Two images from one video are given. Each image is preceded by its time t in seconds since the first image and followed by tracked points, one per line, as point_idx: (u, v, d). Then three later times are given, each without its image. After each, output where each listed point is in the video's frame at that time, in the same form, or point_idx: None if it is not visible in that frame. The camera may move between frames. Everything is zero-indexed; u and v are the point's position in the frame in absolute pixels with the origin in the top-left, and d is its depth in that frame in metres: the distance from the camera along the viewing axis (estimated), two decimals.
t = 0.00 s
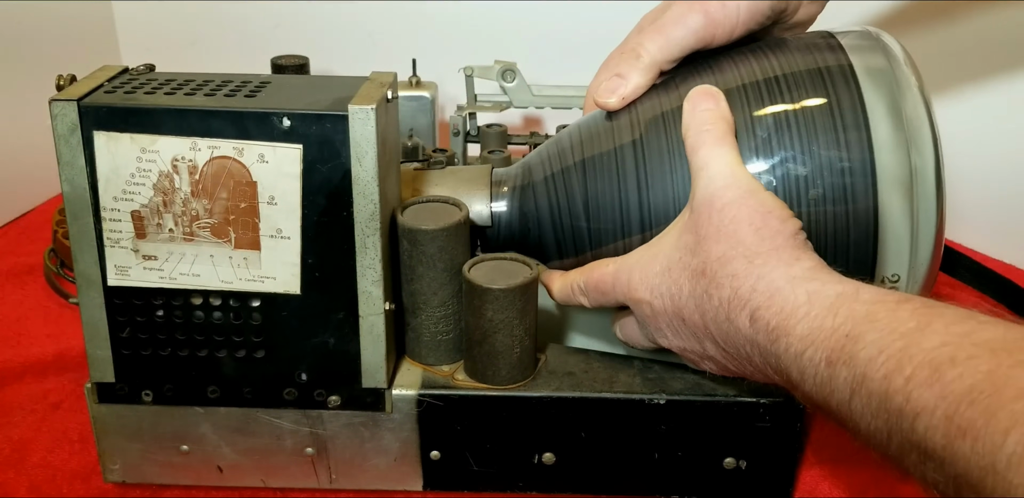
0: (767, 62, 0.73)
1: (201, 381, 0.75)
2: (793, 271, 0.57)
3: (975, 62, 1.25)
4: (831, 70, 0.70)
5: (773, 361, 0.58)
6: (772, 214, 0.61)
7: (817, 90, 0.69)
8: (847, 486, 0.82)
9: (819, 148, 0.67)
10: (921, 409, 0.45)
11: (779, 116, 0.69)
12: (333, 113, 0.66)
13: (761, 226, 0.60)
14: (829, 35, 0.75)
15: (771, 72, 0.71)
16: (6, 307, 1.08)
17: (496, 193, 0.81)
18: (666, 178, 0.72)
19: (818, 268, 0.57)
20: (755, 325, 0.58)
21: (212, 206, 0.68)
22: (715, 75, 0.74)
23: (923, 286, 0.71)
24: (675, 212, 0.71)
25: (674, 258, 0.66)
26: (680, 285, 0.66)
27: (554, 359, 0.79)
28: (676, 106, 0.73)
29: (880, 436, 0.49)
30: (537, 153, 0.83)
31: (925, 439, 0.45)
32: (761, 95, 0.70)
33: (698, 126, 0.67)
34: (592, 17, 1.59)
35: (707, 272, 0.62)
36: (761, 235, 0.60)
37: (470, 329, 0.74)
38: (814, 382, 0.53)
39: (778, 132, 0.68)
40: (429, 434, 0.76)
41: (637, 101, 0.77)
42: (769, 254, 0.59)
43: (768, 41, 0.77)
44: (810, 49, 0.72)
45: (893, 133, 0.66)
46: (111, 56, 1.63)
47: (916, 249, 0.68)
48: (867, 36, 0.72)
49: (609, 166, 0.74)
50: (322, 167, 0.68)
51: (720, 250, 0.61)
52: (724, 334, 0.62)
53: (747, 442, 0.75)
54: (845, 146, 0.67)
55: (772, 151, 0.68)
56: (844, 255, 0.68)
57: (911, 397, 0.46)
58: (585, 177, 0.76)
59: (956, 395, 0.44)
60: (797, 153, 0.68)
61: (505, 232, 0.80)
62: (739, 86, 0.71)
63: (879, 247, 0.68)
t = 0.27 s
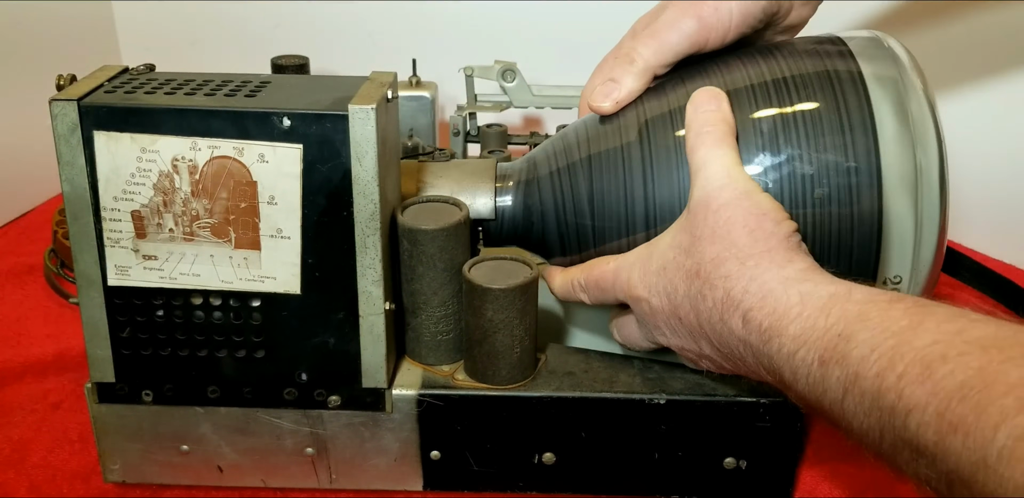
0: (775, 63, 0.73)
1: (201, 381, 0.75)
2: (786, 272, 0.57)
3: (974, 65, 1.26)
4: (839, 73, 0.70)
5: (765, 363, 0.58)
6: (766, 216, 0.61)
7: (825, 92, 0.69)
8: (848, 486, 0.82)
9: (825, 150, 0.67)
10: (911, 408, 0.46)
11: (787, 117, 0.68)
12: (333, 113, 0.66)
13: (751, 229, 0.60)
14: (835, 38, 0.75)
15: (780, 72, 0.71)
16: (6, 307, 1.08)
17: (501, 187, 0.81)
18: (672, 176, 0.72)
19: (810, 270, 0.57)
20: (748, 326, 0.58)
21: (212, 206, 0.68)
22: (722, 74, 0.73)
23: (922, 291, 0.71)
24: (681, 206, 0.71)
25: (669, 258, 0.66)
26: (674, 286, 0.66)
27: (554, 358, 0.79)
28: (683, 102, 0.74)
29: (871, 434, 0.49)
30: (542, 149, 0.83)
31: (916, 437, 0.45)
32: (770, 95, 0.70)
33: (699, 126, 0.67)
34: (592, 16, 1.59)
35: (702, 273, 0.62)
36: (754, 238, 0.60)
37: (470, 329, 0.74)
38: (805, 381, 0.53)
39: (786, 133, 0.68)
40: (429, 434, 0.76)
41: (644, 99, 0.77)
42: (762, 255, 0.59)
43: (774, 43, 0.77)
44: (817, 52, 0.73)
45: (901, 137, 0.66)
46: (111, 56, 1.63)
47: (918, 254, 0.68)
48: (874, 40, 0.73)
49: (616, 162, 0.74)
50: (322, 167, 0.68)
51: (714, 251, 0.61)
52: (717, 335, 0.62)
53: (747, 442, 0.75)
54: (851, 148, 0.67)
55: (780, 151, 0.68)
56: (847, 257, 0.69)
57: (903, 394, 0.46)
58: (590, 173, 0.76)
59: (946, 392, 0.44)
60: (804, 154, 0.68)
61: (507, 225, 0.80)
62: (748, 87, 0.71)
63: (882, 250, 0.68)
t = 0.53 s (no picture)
0: (763, 72, 0.73)
1: (201, 381, 0.75)
2: (777, 271, 0.57)
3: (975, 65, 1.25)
4: (828, 80, 0.70)
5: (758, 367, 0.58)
6: (755, 217, 0.61)
7: (815, 99, 0.69)
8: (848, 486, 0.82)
9: (816, 157, 0.67)
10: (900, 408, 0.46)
11: (777, 126, 0.69)
12: (333, 113, 0.66)
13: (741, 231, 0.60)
14: (825, 46, 0.75)
15: (769, 82, 0.71)
16: (6, 308, 1.08)
17: (494, 204, 0.81)
18: (667, 186, 0.72)
19: (801, 268, 0.57)
20: (739, 328, 0.58)
21: (212, 206, 0.68)
22: (713, 84, 0.74)
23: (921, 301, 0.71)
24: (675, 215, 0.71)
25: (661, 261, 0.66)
26: (668, 289, 0.66)
27: (554, 359, 0.79)
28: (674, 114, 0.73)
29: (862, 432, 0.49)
30: (533, 165, 0.83)
31: (906, 435, 0.45)
32: (759, 104, 0.70)
33: (682, 130, 0.67)
34: (592, 16, 1.59)
35: (693, 275, 0.62)
36: (743, 239, 0.60)
37: (470, 329, 0.74)
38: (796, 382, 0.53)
39: (775, 141, 0.68)
40: (429, 435, 0.76)
41: (634, 112, 0.77)
42: (752, 256, 0.59)
43: (763, 52, 0.77)
44: (806, 60, 0.73)
45: (891, 143, 0.66)
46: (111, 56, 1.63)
47: (914, 263, 0.68)
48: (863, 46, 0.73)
49: (607, 176, 0.74)
50: (322, 167, 0.68)
51: (704, 255, 0.61)
52: (710, 337, 0.63)
53: (747, 443, 0.75)
54: (842, 153, 0.67)
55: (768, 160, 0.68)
56: (843, 267, 0.68)
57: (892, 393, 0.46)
58: (582, 188, 0.76)
59: (935, 390, 0.44)
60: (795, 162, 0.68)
61: (503, 243, 0.80)
62: (737, 97, 0.71)
63: (878, 259, 0.68)
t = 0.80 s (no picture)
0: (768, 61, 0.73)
1: (201, 381, 0.75)
2: (772, 281, 0.57)
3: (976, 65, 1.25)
4: (834, 70, 0.70)
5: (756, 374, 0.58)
6: (752, 223, 0.61)
7: (820, 88, 0.69)
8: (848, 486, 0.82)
9: (822, 149, 0.67)
10: (898, 417, 0.46)
11: (782, 116, 0.69)
12: (333, 114, 0.66)
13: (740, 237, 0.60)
14: (832, 33, 0.75)
15: (773, 72, 0.72)
16: (6, 307, 1.08)
17: (499, 202, 0.81)
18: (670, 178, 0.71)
19: (795, 278, 0.57)
20: (736, 336, 0.58)
21: (212, 206, 0.68)
22: (717, 76, 0.74)
23: (932, 292, 0.70)
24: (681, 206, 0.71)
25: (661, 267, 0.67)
26: (666, 291, 0.66)
27: (554, 359, 0.79)
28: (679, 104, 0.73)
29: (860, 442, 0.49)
30: (537, 162, 0.83)
31: (904, 445, 0.45)
32: (764, 94, 0.70)
33: (680, 127, 0.68)
34: (592, 17, 1.59)
35: (690, 281, 0.62)
36: (740, 245, 0.60)
37: (470, 329, 0.74)
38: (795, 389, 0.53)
39: (781, 133, 0.68)
40: (429, 435, 0.76)
41: (639, 106, 0.77)
42: (749, 264, 0.59)
43: (769, 41, 0.77)
44: (812, 49, 0.73)
45: (897, 134, 0.65)
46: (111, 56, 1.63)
47: (924, 257, 0.68)
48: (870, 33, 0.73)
49: (610, 171, 0.74)
50: (322, 167, 0.68)
51: (701, 262, 0.61)
52: (707, 340, 0.63)
53: (747, 443, 0.75)
54: (848, 143, 0.66)
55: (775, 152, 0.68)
56: (851, 260, 0.68)
57: (890, 404, 0.46)
58: (586, 184, 0.76)
59: (934, 400, 0.44)
60: (800, 155, 0.67)
61: (509, 241, 0.81)
62: (741, 87, 0.71)
63: (886, 254, 0.68)
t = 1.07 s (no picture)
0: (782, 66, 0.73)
1: (201, 381, 0.75)
2: (773, 284, 0.57)
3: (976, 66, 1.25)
4: (847, 74, 0.70)
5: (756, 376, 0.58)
6: (756, 225, 0.61)
7: (833, 91, 0.69)
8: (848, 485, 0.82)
9: (831, 150, 0.67)
10: (898, 419, 0.46)
11: (791, 116, 0.69)
12: (333, 114, 0.66)
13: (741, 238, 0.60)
14: (845, 37, 0.75)
15: (785, 74, 0.72)
16: (6, 307, 1.08)
17: (505, 193, 0.81)
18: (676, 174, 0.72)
19: (797, 281, 0.57)
20: (736, 338, 0.58)
21: (212, 206, 0.68)
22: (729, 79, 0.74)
23: (937, 298, 0.71)
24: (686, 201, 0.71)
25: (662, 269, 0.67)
26: (666, 292, 0.66)
27: (555, 358, 0.79)
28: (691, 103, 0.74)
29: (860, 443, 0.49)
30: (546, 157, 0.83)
31: (904, 447, 0.45)
32: (775, 97, 0.71)
33: (689, 126, 0.68)
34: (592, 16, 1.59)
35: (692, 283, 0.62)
36: (743, 248, 0.60)
37: (470, 329, 0.74)
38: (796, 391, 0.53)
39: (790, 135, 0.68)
40: (429, 435, 0.76)
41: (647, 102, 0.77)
42: (750, 267, 0.59)
43: (782, 45, 0.77)
44: (825, 53, 0.73)
45: (908, 138, 0.66)
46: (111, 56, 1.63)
47: (929, 262, 0.68)
48: (883, 39, 0.73)
49: (619, 164, 0.74)
50: (322, 167, 0.68)
51: (702, 264, 0.61)
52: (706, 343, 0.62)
53: (747, 442, 0.75)
54: (858, 146, 0.66)
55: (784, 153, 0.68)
56: (855, 262, 0.68)
57: (890, 406, 0.46)
58: (593, 179, 0.76)
59: (934, 402, 0.44)
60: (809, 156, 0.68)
61: (513, 233, 0.81)
62: (751, 90, 0.72)
63: (891, 257, 0.68)
